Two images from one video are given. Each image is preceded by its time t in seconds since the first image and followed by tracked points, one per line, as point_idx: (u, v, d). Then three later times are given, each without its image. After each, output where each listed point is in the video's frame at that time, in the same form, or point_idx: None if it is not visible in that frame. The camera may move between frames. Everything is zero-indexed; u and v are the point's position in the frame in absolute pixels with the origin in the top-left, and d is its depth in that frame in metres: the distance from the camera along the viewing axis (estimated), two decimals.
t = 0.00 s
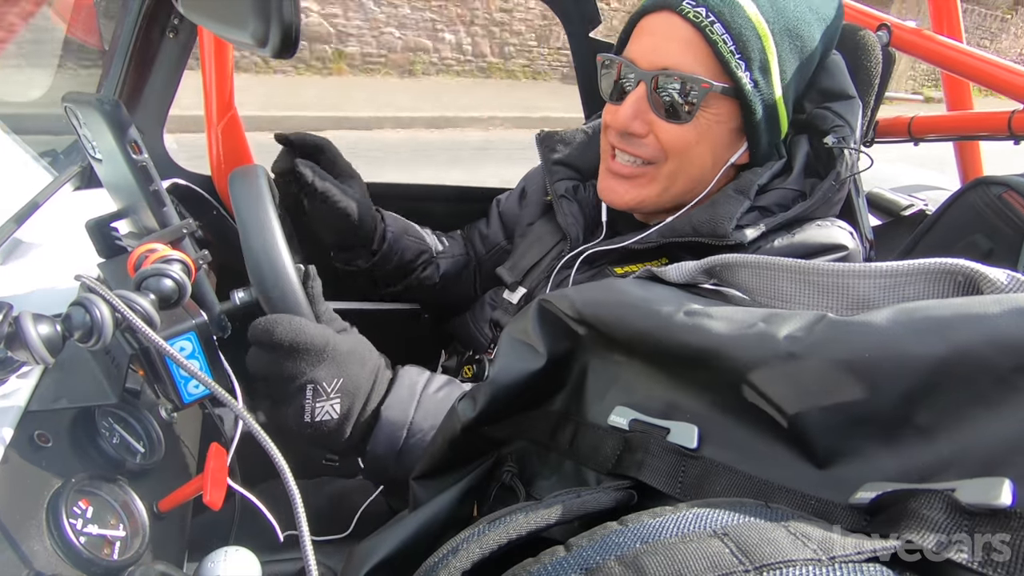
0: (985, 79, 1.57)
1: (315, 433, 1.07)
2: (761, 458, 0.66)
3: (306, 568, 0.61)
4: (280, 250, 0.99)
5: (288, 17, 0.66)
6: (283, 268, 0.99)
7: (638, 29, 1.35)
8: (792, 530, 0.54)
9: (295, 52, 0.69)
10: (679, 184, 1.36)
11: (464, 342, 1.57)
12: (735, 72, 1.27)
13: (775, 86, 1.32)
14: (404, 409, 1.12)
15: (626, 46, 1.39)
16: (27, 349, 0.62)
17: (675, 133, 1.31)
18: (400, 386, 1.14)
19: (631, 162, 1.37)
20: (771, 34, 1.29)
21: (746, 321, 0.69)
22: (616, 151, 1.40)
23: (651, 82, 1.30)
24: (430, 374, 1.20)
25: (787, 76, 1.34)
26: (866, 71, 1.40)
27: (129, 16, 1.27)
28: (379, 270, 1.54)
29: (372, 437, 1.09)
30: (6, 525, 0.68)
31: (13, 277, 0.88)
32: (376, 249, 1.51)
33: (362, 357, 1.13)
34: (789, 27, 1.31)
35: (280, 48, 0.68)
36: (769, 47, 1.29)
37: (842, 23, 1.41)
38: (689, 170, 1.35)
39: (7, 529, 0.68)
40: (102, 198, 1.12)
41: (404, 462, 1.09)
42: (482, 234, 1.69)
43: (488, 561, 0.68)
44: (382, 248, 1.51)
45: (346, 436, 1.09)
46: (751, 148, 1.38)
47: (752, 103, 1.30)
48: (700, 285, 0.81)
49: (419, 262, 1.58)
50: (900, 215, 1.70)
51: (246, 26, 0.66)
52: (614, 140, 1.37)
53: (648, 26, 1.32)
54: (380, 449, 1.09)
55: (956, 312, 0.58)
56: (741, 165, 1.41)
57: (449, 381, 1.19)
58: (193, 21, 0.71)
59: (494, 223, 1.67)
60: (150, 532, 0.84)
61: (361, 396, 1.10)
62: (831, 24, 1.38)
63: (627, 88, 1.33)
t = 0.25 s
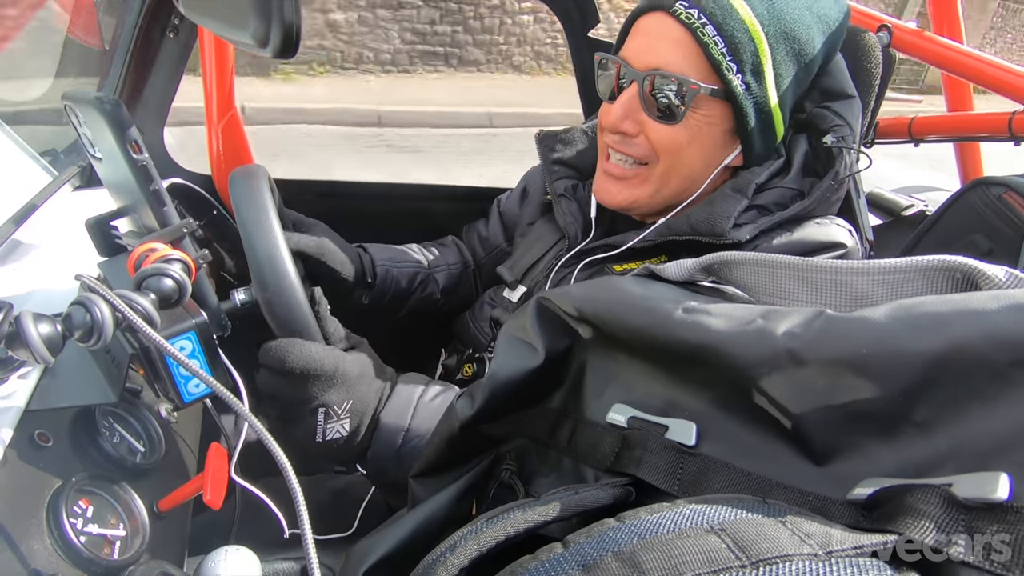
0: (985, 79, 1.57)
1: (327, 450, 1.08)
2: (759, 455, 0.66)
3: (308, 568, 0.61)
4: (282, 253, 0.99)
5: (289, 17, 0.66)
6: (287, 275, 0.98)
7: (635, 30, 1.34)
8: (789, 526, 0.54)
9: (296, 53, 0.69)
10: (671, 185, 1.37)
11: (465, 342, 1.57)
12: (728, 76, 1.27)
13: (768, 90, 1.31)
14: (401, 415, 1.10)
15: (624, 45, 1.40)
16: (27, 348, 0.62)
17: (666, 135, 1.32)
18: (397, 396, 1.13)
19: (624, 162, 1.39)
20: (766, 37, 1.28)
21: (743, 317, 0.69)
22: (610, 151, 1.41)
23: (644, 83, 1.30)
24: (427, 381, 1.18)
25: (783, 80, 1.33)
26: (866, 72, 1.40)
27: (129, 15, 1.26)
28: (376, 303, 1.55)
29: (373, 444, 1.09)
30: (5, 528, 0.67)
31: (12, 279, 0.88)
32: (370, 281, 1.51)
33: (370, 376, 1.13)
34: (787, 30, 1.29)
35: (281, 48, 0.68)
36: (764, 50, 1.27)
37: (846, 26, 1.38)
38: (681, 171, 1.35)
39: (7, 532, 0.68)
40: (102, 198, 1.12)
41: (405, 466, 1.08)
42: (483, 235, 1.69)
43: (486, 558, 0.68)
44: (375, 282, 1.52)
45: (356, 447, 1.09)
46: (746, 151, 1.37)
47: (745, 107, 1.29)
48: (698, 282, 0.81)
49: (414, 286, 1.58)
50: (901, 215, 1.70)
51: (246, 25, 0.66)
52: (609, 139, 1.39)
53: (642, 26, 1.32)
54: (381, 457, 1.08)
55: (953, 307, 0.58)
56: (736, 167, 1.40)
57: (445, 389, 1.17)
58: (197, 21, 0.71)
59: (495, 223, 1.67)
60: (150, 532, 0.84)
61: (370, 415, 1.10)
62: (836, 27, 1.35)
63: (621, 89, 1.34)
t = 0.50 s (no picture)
0: (985, 76, 1.57)
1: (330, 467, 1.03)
2: (755, 452, 0.67)
3: (311, 569, 0.60)
4: (278, 243, 0.99)
5: (288, 17, 0.66)
6: (285, 267, 0.99)
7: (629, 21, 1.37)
8: (784, 522, 0.55)
9: (295, 52, 0.69)
10: (662, 170, 1.38)
11: (462, 340, 1.58)
12: (716, 64, 1.28)
13: (756, 79, 1.32)
14: (402, 428, 1.07)
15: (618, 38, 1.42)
16: (26, 348, 0.63)
17: (658, 121, 1.33)
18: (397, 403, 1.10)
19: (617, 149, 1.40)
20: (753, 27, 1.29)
21: (739, 315, 0.69)
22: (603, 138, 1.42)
23: (636, 71, 1.32)
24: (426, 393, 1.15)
25: (770, 68, 1.34)
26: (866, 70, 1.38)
27: (129, 15, 1.28)
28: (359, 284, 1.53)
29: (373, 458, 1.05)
30: (5, 529, 0.68)
31: (13, 280, 0.88)
32: (356, 261, 1.50)
33: (374, 381, 1.10)
34: (773, 22, 1.30)
35: (280, 46, 0.68)
36: (750, 40, 1.29)
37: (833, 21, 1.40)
38: (671, 156, 1.36)
39: (7, 533, 0.68)
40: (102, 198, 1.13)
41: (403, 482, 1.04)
42: (480, 231, 1.70)
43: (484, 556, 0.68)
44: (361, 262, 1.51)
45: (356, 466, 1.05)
46: (734, 138, 1.38)
47: (734, 95, 1.31)
48: (694, 280, 0.81)
49: (399, 270, 1.57)
50: (899, 213, 1.71)
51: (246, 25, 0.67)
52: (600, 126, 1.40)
53: (634, 18, 1.34)
54: (381, 471, 1.05)
55: (945, 304, 0.58)
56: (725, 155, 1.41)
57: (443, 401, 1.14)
58: (197, 21, 0.71)
59: (494, 219, 1.68)
60: (150, 532, 0.84)
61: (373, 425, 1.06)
62: (822, 21, 1.37)
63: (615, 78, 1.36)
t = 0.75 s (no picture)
0: (985, 77, 1.57)
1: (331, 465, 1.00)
2: (756, 454, 0.67)
3: (312, 568, 0.60)
4: (278, 240, 1.00)
5: (287, 17, 0.66)
6: (284, 265, 0.99)
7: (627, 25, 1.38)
8: (786, 523, 0.55)
9: (296, 52, 0.69)
10: (661, 171, 1.37)
11: (462, 342, 1.58)
12: (713, 66, 1.29)
13: (754, 79, 1.32)
14: (405, 429, 1.04)
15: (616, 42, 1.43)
16: (28, 349, 0.63)
17: (657, 121, 1.33)
18: (399, 403, 1.07)
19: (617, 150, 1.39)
20: (749, 28, 1.30)
21: (741, 317, 0.69)
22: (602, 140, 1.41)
23: (635, 73, 1.32)
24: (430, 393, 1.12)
25: (767, 69, 1.34)
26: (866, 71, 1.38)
27: (129, 15, 1.27)
28: (360, 287, 1.54)
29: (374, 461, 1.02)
30: (5, 529, 0.68)
31: (13, 279, 0.88)
32: (356, 262, 1.51)
33: (377, 379, 1.08)
34: (770, 23, 1.31)
35: (280, 46, 0.67)
36: (747, 42, 1.30)
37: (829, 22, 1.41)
38: (671, 157, 1.36)
39: (7, 534, 0.68)
40: (102, 199, 1.13)
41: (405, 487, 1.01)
42: (481, 234, 1.70)
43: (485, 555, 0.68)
44: (361, 263, 1.51)
45: (356, 468, 1.02)
46: (734, 138, 1.38)
47: (732, 97, 1.31)
48: (696, 282, 0.82)
49: (400, 272, 1.57)
50: (899, 215, 1.71)
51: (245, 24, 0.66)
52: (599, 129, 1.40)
53: (633, 22, 1.35)
54: (381, 473, 1.02)
55: (947, 307, 0.58)
56: (725, 156, 1.41)
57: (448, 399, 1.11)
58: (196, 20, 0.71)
59: (495, 222, 1.68)
60: (150, 531, 0.84)
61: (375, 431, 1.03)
62: (818, 22, 1.37)
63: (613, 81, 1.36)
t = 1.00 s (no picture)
0: (984, 79, 1.57)
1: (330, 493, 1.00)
2: (755, 456, 0.67)
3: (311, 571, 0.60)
4: (278, 242, 1.00)
5: (289, 17, 0.66)
6: (283, 268, 0.99)
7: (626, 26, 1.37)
8: (786, 526, 0.55)
9: (296, 52, 0.68)
10: (660, 173, 1.37)
11: (460, 341, 1.58)
12: (714, 67, 1.29)
13: (753, 81, 1.33)
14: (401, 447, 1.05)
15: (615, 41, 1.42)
16: (28, 350, 0.63)
17: (656, 123, 1.33)
18: (394, 419, 1.07)
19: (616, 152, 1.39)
20: (749, 30, 1.30)
21: (741, 318, 0.69)
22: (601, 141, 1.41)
23: (635, 74, 1.32)
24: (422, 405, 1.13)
25: (766, 70, 1.35)
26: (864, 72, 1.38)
27: (130, 17, 1.27)
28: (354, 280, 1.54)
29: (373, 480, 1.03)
30: (5, 533, 0.68)
31: (13, 280, 0.88)
32: (351, 255, 1.50)
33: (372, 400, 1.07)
34: (770, 26, 1.32)
35: (281, 47, 0.67)
36: (748, 44, 1.30)
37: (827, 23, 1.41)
38: (669, 159, 1.36)
39: (7, 536, 0.68)
40: (101, 200, 1.13)
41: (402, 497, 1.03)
42: (478, 233, 1.70)
43: (484, 557, 0.68)
44: (356, 256, 1.51)
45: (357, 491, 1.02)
46: (733, 139, 1.38)
47: (731, 99, 1.31)
48: (694, 284, 0.81)
49: (396, 267, 1.57)
50: (898, 214, 1.71)
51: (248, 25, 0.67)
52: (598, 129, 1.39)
53: (633, 20, 1.34)
54: (380, 492, 1.03)
55: (946, 308, 0.58)
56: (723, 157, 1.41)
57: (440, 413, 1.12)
58: (196, 21, 0.71)
59: (493, 221, 1.68)
60: (150, 532, 0.84)
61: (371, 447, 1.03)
62: (818, 23, 1.37)
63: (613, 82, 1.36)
